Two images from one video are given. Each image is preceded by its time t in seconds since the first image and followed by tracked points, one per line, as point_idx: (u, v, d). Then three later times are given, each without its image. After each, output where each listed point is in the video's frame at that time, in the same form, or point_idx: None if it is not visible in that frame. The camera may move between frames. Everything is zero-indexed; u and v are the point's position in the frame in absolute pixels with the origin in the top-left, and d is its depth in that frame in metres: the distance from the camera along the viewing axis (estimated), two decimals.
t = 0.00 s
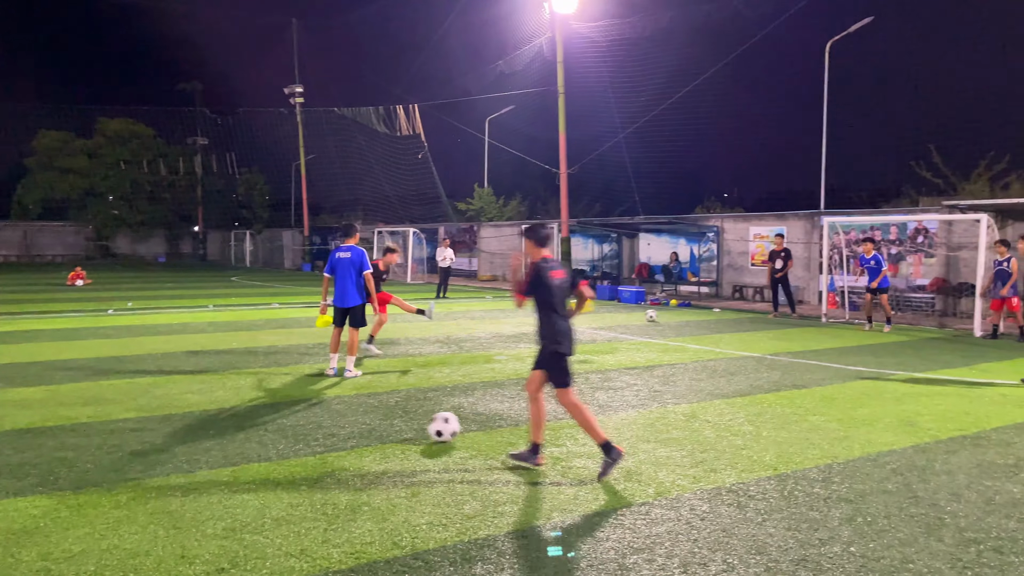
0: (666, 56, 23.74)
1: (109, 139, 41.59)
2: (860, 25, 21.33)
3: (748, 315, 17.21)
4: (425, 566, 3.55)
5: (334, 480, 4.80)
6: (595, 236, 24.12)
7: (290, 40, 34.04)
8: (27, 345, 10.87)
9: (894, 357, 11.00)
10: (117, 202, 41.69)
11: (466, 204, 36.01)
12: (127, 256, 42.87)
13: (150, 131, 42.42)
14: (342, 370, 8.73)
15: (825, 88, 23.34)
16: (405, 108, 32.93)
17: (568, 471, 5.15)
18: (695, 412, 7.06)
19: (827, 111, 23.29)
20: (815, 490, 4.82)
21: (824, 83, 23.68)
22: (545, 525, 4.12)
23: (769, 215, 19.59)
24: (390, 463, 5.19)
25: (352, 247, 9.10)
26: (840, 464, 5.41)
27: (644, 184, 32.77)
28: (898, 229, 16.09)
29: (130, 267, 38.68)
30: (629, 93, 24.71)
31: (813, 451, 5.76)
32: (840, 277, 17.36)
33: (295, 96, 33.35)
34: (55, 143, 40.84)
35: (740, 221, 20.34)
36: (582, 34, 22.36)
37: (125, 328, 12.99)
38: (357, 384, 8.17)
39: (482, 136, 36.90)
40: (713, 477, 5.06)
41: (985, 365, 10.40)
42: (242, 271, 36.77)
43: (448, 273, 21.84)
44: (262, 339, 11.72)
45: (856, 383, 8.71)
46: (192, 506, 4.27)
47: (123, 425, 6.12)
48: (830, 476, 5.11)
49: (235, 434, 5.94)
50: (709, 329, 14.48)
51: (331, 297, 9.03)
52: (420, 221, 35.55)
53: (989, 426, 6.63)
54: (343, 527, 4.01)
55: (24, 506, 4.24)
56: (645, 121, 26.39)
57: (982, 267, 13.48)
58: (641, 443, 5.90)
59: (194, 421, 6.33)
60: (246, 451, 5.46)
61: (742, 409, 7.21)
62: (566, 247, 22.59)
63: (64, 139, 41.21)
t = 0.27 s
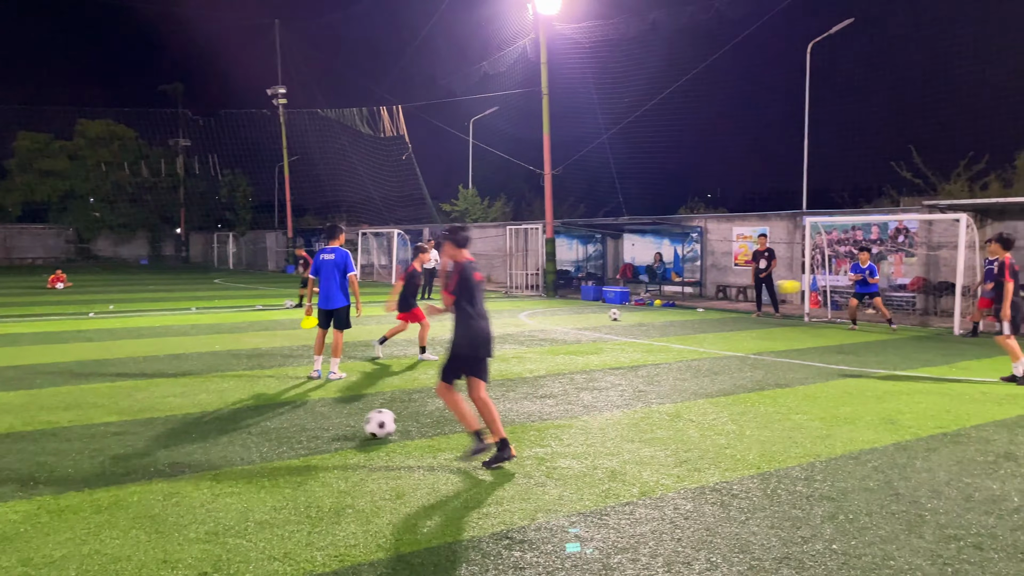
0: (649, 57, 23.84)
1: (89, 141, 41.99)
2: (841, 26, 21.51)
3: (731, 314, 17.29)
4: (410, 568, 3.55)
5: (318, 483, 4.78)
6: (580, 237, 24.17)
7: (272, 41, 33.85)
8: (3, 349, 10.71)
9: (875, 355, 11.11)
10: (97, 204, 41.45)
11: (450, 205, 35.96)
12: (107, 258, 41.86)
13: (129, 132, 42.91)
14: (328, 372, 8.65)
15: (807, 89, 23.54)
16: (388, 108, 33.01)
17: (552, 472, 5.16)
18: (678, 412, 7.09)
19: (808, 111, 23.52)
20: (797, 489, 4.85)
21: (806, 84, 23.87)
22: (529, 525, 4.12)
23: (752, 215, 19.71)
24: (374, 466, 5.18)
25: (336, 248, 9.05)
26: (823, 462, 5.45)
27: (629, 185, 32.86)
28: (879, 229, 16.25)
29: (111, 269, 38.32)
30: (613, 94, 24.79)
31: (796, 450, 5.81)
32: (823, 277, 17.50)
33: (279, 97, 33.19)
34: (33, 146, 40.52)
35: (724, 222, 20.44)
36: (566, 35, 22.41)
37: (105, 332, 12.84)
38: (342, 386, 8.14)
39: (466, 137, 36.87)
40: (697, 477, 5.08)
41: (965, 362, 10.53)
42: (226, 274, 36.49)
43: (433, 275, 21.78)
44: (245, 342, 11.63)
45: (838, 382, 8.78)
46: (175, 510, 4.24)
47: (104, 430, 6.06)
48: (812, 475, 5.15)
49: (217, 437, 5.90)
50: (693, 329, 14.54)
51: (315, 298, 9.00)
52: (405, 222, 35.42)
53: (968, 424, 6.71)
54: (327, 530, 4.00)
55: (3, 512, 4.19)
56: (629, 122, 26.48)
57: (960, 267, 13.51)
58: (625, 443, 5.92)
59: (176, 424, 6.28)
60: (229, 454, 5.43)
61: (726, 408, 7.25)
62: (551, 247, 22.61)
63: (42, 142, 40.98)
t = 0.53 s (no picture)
0: (633, 58, 23.93)
1: (69, 142, 41.74)
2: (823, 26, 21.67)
3: (716, 314, 17.37)
4: (395, 571, 3.54)
5: (304, 486, 4.75)
6: (566, 237, 24.23)
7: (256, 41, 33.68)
8: None
9: (859, 353, 11.19)
10: (79, 207, 40.80)
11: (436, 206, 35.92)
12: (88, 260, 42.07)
13: (110, 132, 43.13)
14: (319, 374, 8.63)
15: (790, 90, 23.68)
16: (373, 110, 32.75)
17: (538, 472, 5.16)
18: (664, 412, 7.12)
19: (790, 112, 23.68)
20: (782, 487, 4.88)
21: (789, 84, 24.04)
22: (515, 526, 4.13)
23: (736, 215, 19.82)
24: (359, 467, 5.16)
25: (321, 250, 8.97)
26: (808, 461, 5.49)
27: (614, 186, 32.94)
28: (862, 229, 16.37)
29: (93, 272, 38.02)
30: (597, 95, 24.86)
31: (780, 448, 5.84)
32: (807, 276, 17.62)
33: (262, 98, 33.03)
34: (14, 148, 40.97)
35: (708, 222, 20.55)
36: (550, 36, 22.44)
37: (87, 335, 12.74)
38: (328, 388, 8.12)
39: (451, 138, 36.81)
40: (682, 476, 5.11)
41: (946, 360, 10.63)
42: (209, 276, 36.29)
43: (418, 276, 21.78)
44: (229, 345, 11.58)
45: (822, 380, 8.84)
46: (158, 514, 4.21)
47: (86, 434, 6.00)
48: (797, 473, 5.18)
49: (201, 441, 5.86)
50: (678, 328, 14.61)
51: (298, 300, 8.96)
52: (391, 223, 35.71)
53: (950, 421, 6.78)
54: (313, 533, 3.98)
55: None
56: (613, 123, 26.57)
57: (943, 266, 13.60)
58: (611, 443, 5.93)
59: (160, 428, 6.23)
60: (213, 458, 5.39)
61: (711, 408, 7.29)
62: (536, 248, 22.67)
63: (23, 144, 41.26)
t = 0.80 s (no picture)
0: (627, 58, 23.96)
1: (63, 143, 40.99)
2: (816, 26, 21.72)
3: (710, 314, 17.39)
4: (389, 571, 3.54)
5: (297, 486, 4.75)
6: (560, 237, 24.27)
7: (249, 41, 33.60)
8: None
9: (851, 352, 11.22)
10: (73, 207, 40.77)
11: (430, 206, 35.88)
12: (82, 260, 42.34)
13: (105, 134, 42.05)
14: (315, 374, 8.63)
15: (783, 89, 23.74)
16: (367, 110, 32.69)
17: (532, 472, 5.17)
18: (658, 411, 7.13)
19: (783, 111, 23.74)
20: (774, 485, 4.90)
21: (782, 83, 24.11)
22: (509, 526, 4.13)
23: (729, 214, 19.85)
24: (353, 467, 5.15)
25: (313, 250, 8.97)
26: (800, 459, 5.50)
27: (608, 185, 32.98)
28: (855, 227, 16.41)
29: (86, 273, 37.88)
30: (591, 94, 24.88)
31: (773, 446, 5.86)
32: (800, 275, 17.66)
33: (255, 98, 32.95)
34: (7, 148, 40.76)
35: (702, 221, 20.57)
36: (543, 36, 22.43)
37: (79, 336, 12.69)
38: (322, 388, 8.10)
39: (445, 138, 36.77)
40: (676, 475, 5.12)
41: (938, 359, 10.67)
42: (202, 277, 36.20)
43: (412, 276, 21.77)
44: (222, 345, 11.56)
45: (815, 379, 8.85)
46: (151, 515, 4.20)
47: (78, 436, 5.98)
48: (790, 471, 5.19)
49: (194, 442, 5.85)
50: (672, 328, 14.64)
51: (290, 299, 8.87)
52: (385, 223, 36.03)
53: (941, 419, 6.80)
54: (306, 533, 3.98)
55: None
56: (606, 123, 26.60)
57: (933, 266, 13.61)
58: (605, 443, 5.94)
59: (153, 429, 6.22)
60: (206, 459, 5.38)
61: (704, 407, 7.30)
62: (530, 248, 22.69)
63: (16, 143, 41.09)
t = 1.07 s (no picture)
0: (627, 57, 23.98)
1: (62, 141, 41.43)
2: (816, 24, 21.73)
3: (710, 312, 17.39)
4: (387, 569, 3.54)
5: (296, 485, 4.75)
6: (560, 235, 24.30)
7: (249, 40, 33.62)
8: None
9: (852, 351, 11.23)
10: (73, 205, 40.59)
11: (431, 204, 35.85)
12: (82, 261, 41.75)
13: (105, 133, 42.26)
14: (316, 372, 8.68)
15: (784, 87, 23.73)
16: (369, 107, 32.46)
17: (531, 470, 5.17)
18: (657, 408, 7.15)
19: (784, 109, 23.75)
20: (773, 484, 4.90)
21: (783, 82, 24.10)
22: (508, 524, 4.14)
23: (730, 213, 19.84)
24: (352, 466, 5.16)
25: (315, 250, 9.03)
26: (799, 457, 5.51)
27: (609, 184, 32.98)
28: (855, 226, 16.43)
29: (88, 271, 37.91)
30: (591, 93, 24.87)
31: (772, 445, 5.87)
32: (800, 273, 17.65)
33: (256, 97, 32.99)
34: (8, 147, 40.79)
35: (702, 220, 20.57)
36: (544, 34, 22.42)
37: (79, 335, 12.72)
38: (322, 386, 8.12)
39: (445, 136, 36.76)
40: (675, 473, 5.12)
41: (938, 357, 10.68)
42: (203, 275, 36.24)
43: (412, 274, 21.79)
44: (223, 344, 11.57)
45: (815, 377, 8.85)
46: (150, 514, 4.21)
47: (78, 433, 5.99)
48: (789, 470, 5.19)
49: (195, 440, 5.86)
50: (672, 326, 14.65)
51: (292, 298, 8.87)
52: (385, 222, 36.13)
53: (941, 417, 6.81)
54: (305, 532, 3.98)
55: None
56: (607, 121, 26.60)
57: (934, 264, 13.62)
58: (604, 441, 5.94)
59: (152, 427, 6.22)
60: (206, 457, 5.39)
61: (703, 405, 7.31)
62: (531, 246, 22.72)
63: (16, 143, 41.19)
